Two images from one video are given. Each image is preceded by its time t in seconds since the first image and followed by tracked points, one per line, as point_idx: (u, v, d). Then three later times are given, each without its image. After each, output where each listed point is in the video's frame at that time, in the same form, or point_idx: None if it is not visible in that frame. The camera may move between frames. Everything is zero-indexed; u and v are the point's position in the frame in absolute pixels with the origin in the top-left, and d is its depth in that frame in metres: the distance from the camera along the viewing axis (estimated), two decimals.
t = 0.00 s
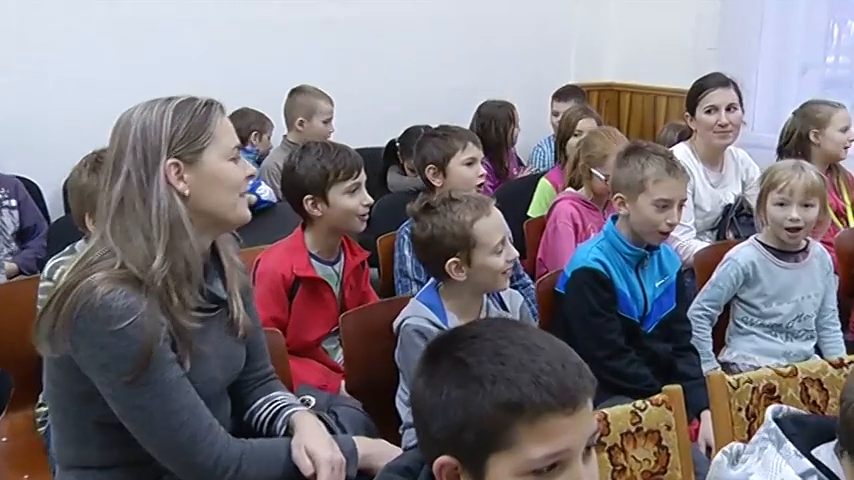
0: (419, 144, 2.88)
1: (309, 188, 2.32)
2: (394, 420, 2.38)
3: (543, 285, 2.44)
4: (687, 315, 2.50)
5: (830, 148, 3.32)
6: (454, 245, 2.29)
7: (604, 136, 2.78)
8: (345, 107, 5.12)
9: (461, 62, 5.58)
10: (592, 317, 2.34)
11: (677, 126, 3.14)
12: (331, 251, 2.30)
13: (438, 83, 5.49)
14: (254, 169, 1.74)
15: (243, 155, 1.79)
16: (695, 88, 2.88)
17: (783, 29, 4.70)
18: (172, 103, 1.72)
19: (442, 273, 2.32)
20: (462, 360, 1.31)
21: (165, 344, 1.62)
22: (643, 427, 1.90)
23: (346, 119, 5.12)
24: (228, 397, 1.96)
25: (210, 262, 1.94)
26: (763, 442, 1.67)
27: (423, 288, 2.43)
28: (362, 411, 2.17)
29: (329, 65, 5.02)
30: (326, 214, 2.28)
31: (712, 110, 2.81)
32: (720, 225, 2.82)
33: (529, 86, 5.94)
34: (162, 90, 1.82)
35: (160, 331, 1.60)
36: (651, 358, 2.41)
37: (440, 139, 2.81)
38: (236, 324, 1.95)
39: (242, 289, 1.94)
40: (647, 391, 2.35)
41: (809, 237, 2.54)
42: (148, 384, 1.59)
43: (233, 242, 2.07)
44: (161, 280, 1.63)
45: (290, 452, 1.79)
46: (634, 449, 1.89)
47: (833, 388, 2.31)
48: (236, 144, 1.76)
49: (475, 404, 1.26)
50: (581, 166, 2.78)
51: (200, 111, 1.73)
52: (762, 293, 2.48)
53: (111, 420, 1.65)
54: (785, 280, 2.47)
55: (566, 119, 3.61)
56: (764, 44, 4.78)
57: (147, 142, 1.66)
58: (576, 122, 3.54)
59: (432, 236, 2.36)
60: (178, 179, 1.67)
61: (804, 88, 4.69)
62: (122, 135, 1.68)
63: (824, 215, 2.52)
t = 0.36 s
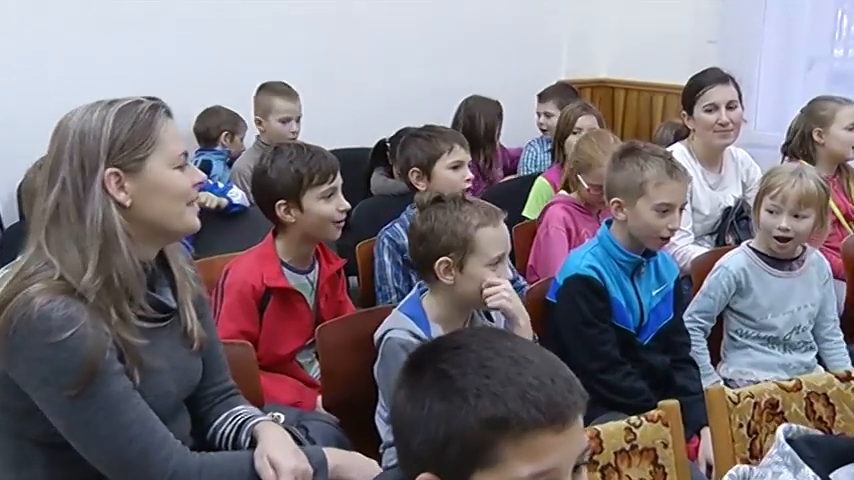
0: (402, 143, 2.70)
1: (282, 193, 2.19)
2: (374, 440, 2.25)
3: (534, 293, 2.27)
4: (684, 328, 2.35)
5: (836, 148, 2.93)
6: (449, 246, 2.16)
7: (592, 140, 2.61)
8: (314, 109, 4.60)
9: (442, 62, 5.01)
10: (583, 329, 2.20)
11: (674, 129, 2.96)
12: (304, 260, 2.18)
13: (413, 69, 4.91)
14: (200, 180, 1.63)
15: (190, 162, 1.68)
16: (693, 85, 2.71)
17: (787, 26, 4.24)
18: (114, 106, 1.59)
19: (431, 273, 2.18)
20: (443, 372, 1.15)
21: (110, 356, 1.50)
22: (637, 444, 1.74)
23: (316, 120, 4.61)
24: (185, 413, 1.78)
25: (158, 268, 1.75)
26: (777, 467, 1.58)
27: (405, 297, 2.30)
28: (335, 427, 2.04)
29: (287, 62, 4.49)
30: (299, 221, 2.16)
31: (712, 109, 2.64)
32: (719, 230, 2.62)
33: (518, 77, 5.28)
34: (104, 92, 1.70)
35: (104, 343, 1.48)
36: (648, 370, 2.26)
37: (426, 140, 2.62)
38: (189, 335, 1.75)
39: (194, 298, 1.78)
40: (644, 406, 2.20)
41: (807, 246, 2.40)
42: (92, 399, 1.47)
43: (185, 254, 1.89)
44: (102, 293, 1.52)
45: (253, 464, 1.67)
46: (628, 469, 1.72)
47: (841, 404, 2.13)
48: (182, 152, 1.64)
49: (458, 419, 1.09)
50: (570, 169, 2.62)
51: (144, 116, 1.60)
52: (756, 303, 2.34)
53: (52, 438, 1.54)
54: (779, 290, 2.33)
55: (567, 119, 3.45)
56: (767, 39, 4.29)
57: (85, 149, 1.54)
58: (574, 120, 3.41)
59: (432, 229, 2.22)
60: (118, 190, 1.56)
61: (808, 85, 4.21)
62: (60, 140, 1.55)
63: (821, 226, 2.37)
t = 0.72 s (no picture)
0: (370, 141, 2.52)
1: (246, 197, 2.10)
2: (348, 458, 2.11)
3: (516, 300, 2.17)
4: (676, 332, 2.23)
5: (836, 144, 2.77)
6: (438, 253, 1.98)
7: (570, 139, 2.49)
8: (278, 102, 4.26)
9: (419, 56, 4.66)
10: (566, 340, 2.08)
11: (667, 126, 2.81)
12: (271, 264, 2.08)
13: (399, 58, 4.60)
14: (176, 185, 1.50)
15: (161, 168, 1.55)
16: (685, 79, 2.57)
17: (785, 15, 3.91)
18: (83, 106, 1.45)
19: (415, 279, 2.01)
20: (411, 383, 1.05)
21: (69, 370, 1.39)
22: (626, 461, 1.58)
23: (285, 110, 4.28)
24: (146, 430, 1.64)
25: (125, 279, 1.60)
26: None
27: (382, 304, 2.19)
28: (307, 443, 1.91)
29: (255, 48, 4.17)
30: (264, 224, 2.06)
31: (709, 104, 2.50)
32: (714, 232, 2.47)
33: (507, 65, 4.92)
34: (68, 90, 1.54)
35: (63, 357, 1.37)
36: (637, 382, 2.14)
37: (395, 141, 2.42)
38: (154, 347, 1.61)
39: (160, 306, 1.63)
40: (634, 421, 2.08)
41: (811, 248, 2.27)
42: (49, 416, 1.37)
43: (148, 258, 1.72)
44: (68, 305, 1.40)
45: None
46: None
47: (843, 417, 1.93)
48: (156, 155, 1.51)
49: (426, 430, 0.99)
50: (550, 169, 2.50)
51: (115, 115, 1.46)
52: (756, 309, 2.21)
53: None
54: (781, 296, 2.21)
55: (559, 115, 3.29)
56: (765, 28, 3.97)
57: (54, 150, 1.40)
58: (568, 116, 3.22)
59: (420, 234, 2.03)
60: (91, 194, 1.42)
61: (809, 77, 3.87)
62: (24, 141, 1.41)
63: (828, 230, 2.22)
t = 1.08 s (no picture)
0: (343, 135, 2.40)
1: (211, 198, 2.00)
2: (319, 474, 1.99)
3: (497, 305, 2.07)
4: (667, 336, 2.12)
5: (829, 139, 2.66)
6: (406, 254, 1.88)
7: (556, 132, 2.37)
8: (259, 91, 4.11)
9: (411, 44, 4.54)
10: (550, 347, 1.97)
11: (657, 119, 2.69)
12: (238, 268, 1.98)
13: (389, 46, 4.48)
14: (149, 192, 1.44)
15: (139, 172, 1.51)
16: (679, 69, 2.44)
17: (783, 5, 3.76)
18: (57, 104, 1.40)
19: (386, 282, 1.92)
20: (377, 393, 0.99)
21: (33, 385, 1.34)
22: (615, 475, 1.45)
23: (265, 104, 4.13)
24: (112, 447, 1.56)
25: (96, 289, 1.51)
26: None
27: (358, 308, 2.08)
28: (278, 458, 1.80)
29: (256, 40, 4.07)
30: (229, 225, 1.97)
31: (706, 97, 2.38)
32: (708, 232, 2.36)
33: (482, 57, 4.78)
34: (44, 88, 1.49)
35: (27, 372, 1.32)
36: (627, 391, 2.03)
37: (369, 136, 2.31)
38: (125, 362, 1.53)
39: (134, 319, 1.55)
40: (623, 432, 1.98)
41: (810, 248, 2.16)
42: (13, 432, 1.31)
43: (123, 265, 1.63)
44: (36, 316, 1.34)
45: None
46: None
47: (844, 427, 1.77)
48: (131, 160, 1.45)
49: (393, 445, 0.94)
50: (534, 163, 2.39)
51: (91, 116, 1.41)
52: (752, 312, 2.11)
53: None
54: (779, 298, 2.10)
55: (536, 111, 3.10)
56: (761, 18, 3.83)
57: (23, 150, 1.35)
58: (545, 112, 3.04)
59: (387, 232, 1.94)
60: (59, 197, 1.36)
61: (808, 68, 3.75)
62: None
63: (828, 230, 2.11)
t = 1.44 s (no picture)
0: (318, 128, 2.34)
1: (177, 197, 1.90)
2: None
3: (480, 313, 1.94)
4: (659, 343, 2.01)
5: (831, 133, 2.54)
6: (376, 253, 1.79)
7: (543, 125, 2.27)
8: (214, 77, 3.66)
9: (376, 25, 4.07)
10: (537, 352, 1.86)
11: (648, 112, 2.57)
12: (204, 269, 1.87)
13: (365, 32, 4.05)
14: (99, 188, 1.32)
15: (88, 168, 1.37)
16: (674, 60, 2.31)
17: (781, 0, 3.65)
18: None
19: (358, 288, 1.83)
20: (333, 394, 0.98)
21: None
22: None
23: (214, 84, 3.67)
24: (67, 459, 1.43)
25: (44, 288, 1.39)
26: None
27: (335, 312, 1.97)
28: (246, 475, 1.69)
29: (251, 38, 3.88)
30: (194, 225, 1.87)
31: (703, 89, 2.25)
32: (703, 231, 2.26)
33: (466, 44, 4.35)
34: None
35: None
36: (617, 401, 1.92)
37: (346, 129, 2.26)
38: (80, 368, 1.40)
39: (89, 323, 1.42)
40: (614, 444, 1.87)
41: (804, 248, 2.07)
42: None
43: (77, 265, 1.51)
44: None
45: None
46: None
47: (845, 438, 1.64)
48: (78, 153, 1.32)
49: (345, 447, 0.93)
50: (520, 160, 2.28)
51: (33, 107, 1.30)
52: (744, 317, 2.00)
53: None
54: (771, 302, 2.00)
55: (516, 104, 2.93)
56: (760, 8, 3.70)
57: None
58: (517, 105, 2.85)
59: (367, 230, 1.82)
60: None
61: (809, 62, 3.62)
62: None
63: (822, 225, 2.04)
